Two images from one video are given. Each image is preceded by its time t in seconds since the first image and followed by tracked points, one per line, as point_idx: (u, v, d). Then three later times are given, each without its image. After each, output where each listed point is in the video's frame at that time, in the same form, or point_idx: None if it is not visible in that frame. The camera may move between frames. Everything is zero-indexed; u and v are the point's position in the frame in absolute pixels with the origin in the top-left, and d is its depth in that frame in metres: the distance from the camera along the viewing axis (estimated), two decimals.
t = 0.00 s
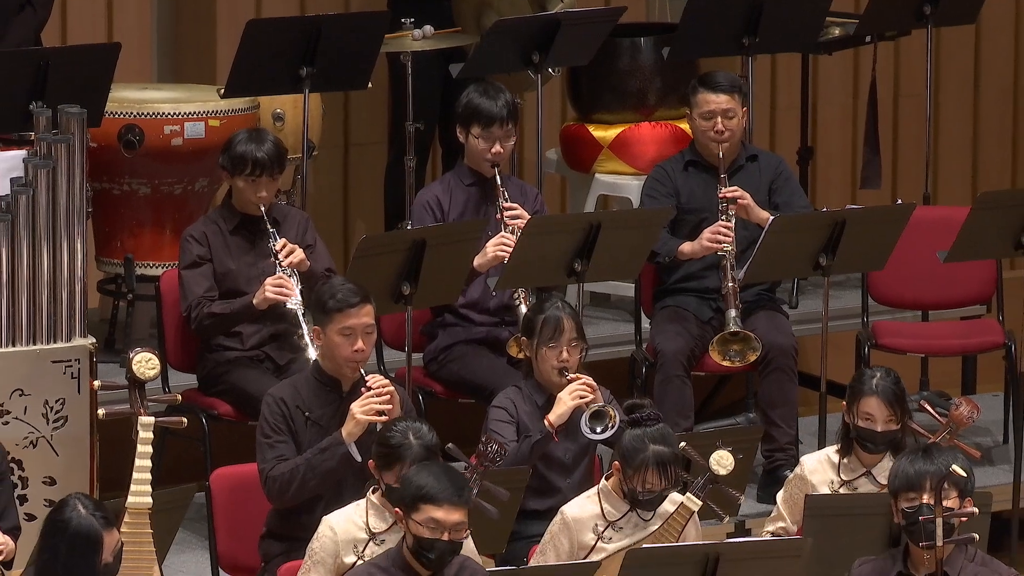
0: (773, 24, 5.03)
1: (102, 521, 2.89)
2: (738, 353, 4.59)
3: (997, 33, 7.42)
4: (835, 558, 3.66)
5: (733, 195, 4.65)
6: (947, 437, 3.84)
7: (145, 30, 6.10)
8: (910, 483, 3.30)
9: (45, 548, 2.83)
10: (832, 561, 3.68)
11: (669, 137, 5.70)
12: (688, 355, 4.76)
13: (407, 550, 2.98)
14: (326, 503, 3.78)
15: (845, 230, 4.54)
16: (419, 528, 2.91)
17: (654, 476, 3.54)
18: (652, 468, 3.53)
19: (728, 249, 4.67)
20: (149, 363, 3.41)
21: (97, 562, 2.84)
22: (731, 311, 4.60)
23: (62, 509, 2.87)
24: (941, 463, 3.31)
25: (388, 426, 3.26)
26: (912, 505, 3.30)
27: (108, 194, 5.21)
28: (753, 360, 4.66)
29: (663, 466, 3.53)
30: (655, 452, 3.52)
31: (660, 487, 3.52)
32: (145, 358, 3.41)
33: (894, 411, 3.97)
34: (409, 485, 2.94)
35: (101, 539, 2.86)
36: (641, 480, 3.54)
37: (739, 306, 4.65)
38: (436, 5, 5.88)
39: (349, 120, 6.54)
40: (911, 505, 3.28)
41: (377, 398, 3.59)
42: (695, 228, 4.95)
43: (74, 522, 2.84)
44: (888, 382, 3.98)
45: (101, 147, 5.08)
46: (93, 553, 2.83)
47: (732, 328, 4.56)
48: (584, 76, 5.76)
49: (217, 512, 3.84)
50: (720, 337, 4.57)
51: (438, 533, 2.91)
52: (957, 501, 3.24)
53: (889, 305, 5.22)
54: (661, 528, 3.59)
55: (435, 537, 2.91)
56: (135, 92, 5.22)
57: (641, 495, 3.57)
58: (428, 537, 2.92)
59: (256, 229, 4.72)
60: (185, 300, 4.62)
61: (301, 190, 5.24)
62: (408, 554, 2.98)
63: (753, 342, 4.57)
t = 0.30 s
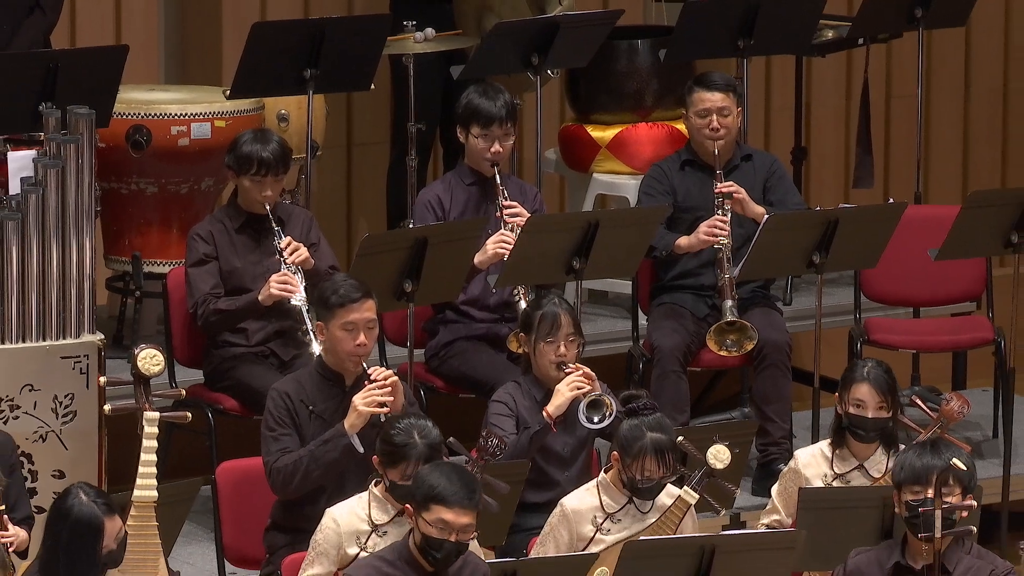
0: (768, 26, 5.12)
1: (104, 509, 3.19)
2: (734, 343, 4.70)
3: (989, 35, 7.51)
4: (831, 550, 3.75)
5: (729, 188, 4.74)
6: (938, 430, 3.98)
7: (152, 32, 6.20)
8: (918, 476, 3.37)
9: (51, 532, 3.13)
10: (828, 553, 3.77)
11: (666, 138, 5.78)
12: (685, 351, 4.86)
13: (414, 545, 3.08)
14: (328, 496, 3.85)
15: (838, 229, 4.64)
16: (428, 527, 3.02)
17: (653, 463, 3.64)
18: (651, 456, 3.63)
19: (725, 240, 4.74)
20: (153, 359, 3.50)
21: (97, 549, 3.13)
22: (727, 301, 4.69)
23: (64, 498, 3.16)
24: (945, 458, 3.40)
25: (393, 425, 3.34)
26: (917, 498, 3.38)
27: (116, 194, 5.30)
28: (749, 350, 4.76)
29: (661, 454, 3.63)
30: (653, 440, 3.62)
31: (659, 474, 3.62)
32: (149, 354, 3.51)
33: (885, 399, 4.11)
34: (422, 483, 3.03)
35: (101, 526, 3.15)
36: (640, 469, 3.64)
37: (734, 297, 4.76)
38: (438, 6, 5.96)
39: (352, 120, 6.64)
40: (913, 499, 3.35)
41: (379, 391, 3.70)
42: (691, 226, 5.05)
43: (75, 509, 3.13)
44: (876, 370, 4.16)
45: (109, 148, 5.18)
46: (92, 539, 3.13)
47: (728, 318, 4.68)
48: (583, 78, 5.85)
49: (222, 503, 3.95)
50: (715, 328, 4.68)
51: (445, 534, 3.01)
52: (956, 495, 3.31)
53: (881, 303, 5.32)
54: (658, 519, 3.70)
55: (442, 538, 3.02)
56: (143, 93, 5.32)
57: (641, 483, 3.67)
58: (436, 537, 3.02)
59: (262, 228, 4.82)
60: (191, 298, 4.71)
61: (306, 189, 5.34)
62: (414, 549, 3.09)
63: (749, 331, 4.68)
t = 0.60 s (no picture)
0: (762, 29, 5.22)
1: (107, 498, 3.30)
2: (731, 335, 4.81)
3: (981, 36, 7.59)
4: (825, 544, 3.83)
5: (724, 186, 4.82)
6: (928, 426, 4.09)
7: (159, 33, 6.30)
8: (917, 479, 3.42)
9: (57, 522, 3.26)
10: (823, 546, 3.84)
11: (662, 138, 5.88)
12: (681, 346, 4.96)
13: (413, 541, 3.19)
14: (332, 488, 3.96)
15: (831, 227, 4.73)
16: (428, 528, 3.11)
17: (651, 457, 3.73)
18: (648, 451, 3.73)
19: (721, 237, 4.82)
20: (157, 353, 3.55)
21: (102, 537, 3.28)
22: (722, 294, 4.79)
23: (69, 488, 3.29)
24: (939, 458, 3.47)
25: (397, 428, 3.42)
26: (914, 500, 3.43)
27: (123, 193, 5.40)
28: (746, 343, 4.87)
29: (659, 449, 3.73)
30: (651, 435, 3.72)
31: (658, 469, 3.72)
32: (153, 349, 3.55)
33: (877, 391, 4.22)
34: (419, 486, 3.12)
35: (105, 514, 3.29)
36: (638, 464, 3.74)
37: (731, 291, 4.83)
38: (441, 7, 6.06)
39: (355, 121, 6.73)
40: (909, 500, 3.41)
41: (381, 384, 3.80)
42: (687, 224, 5.14)
43: (79, 500, 3.26)
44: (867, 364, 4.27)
45: (116, 147, 5.27)
46: (98, 528, 3.27)
47: (725, 310, 4.77)
48: (581, 80, 5.96)
49: (227, 497, 4.06)
50: (712, 320, 4.80)
51: (446, 534, 3.11)
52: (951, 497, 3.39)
53: (873, 300, 5.41)
54: (655, 511, 3.80)
55: (443, 538, 3.12)
56: (150, 94, 5.42)
57: (639, 476, 3.76)
58: (436, 537, 3.12)
59: (266, 226, 4.91)
60: (198, 294, 4.82)
61: (310, 188, 5.44)
62: (413, 545, 3.19)
63: (746, 322, 4.78)
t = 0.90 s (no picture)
0: (756, 31, 5.31)
1: (112, 484, 3.40)
2: (726, 338, 4.87)
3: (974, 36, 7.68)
4: (817, 536, 3.94)
5: (717, 190, 4.94)
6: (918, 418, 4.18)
7: (165, 34, 6.40)
8: (896, 481, 3.56)
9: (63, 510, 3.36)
10: (816, 539, 3.95)
11: (659, 138, 5.98)
12: (677, 342, 5.06)
13: (410, 534, 3.24)
14: (336, 481, 4.05)
15: (824, 225, 4.83)
16: (421, 518, 3.16)
17: (645, 459, 3.82)
18: (644, 453, 3.82)
19: (717, 240, 4.92)
20: (160, 346, 3.66)
21: (107, 525, 3.36)
22: (719, 298, 4.89)
23: (75, 475, 3.39)
24: (917, 455, 3.62)
25: (400, 425, 3.50)
26: (895, 501, 3.59)
27: (131, 191, 5.50)
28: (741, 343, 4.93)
29: (654, 451, 3.81)
30: (649, 438, 3.80)
31: (650, 470, 3.82)
32: (156, 341, 3.67)
33: (870, 390, 4.30)
34: (410, 479, 3.18)
35: (110, 500, 3.37)
36: (632, 463, 3.84)
37: (726, 293, 4.93)
38: (443, 10, 6.15)
39: (357, 121, 6.83)
40: (891, 501, 3.57)
41: (385, 379, 3.89)
42: (684, 223, 5.24)
43: (84, 487, 3.36)
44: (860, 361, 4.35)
45: (123, 147, 5.38)
46: (102, 515, 3.35)
47: (720, 313, 4.86)
48: (579, 80, 6.05)
49: (233, 489, 4.18)
50: (708, 322, 4.86)
51: (440, 523, 3.16)
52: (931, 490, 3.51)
53: (866, 297, 5.51)
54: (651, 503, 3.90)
55: (437, 527, 3.17)
56: (157, 95, 5.52)
57: (631, 474, 3.88)
58: (430, 527, 3.17)
59: (271, 224, 5.02)
60: (204, 290, 4.93)
61: (313, 187, 5.53)
62: (411, 540, 3.23)
63: (740, 326, 4.85)
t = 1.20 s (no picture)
0: (752, 32, 5.40)
1: (118, 469, 3.53)
2: (721, 332, 4.97)
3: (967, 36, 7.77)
4: (808, 528, 4.03)
5: (714, 188, 5.02)
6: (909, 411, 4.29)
7: (171, 35, 6.50)
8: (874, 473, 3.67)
9: (70, 495, 3.36)
10: (807, 530, 4.05)
11: (655, 137, 6.08)
12: (674, 337, 5.16)
13: (407, 525, 3.31)
14: (339, 473, 4.16)
15: (818, 222, 4.92)
16: (417, 506, 3.24)
17: (641, 458, 3.92)
18: (641, 453, 3.91)
19: (712, 236, 5.02)
20: (164, 338, 3.82)
21: (112, 511, 3.36)
22: (714, 294, 4.98)
23: (82, 462, 3.43)
24: (896, 446, 3.73)
25: (400, 414, 3.60)
26: (874, 491, 3.69)
27: (138, 189, 5.60)
28: (736, 338, 5.03)
29: (651, 451, 3.90)
30: (646, 438, 3.89)
31: (645, 468, 3.91)
32: (160, 334, 3.82)
33: (862, 384, 4.39)
34: (403, 468, 3.28)
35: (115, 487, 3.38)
36: (629, 461, 3.93)
37: (721, 289, 5.05)
38: (444, 12, 6.25)
39: (360, 120, 6.93)
40: (872, 491, 3.68)
41: (387, 375, 3.98)
42: (680, 221, 5.35)
43: (90, 472, 3.37)
44: (854, 356, 4.40)
45: (130, 145, 5.48)
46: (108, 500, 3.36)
47: (715, 309, 4.95)
48: (578, 80, 6.15)
49: (238, 481, 4.27)
50: (703, 318, 4.96)
51: (434, 509, 3.24)
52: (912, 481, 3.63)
53: (859, 292, 5.61)
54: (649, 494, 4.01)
55: (432, 514, 3.24)
56: (163, 95, 5.62)
57: (626, 471, 3.97)
58: (426, 514, 3.24)
59: (276, 222, 5.12)
60: (209, 286, 5.03)
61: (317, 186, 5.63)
62: (409, 530, 3.30)
63: (735, 321, 4.95)
